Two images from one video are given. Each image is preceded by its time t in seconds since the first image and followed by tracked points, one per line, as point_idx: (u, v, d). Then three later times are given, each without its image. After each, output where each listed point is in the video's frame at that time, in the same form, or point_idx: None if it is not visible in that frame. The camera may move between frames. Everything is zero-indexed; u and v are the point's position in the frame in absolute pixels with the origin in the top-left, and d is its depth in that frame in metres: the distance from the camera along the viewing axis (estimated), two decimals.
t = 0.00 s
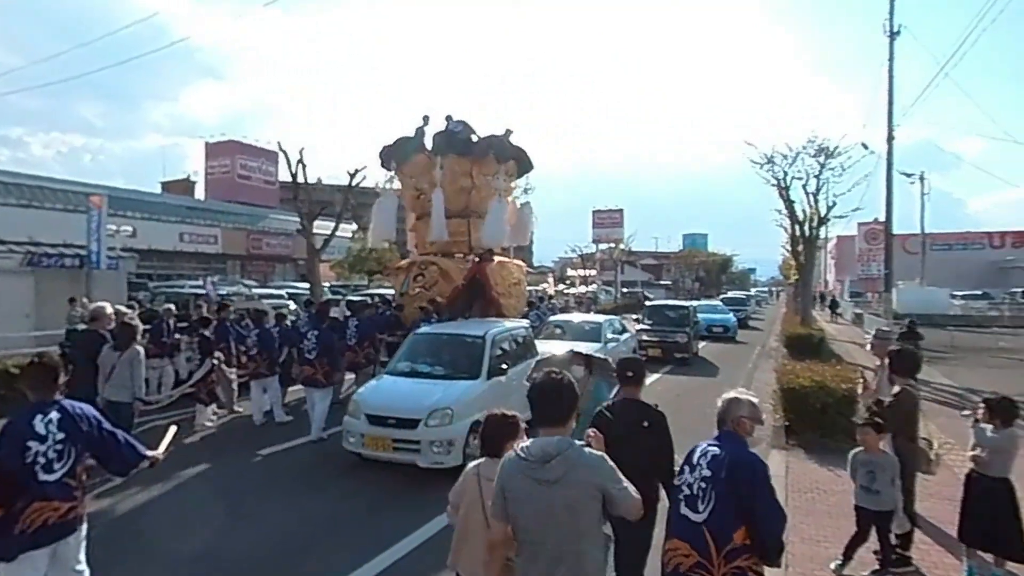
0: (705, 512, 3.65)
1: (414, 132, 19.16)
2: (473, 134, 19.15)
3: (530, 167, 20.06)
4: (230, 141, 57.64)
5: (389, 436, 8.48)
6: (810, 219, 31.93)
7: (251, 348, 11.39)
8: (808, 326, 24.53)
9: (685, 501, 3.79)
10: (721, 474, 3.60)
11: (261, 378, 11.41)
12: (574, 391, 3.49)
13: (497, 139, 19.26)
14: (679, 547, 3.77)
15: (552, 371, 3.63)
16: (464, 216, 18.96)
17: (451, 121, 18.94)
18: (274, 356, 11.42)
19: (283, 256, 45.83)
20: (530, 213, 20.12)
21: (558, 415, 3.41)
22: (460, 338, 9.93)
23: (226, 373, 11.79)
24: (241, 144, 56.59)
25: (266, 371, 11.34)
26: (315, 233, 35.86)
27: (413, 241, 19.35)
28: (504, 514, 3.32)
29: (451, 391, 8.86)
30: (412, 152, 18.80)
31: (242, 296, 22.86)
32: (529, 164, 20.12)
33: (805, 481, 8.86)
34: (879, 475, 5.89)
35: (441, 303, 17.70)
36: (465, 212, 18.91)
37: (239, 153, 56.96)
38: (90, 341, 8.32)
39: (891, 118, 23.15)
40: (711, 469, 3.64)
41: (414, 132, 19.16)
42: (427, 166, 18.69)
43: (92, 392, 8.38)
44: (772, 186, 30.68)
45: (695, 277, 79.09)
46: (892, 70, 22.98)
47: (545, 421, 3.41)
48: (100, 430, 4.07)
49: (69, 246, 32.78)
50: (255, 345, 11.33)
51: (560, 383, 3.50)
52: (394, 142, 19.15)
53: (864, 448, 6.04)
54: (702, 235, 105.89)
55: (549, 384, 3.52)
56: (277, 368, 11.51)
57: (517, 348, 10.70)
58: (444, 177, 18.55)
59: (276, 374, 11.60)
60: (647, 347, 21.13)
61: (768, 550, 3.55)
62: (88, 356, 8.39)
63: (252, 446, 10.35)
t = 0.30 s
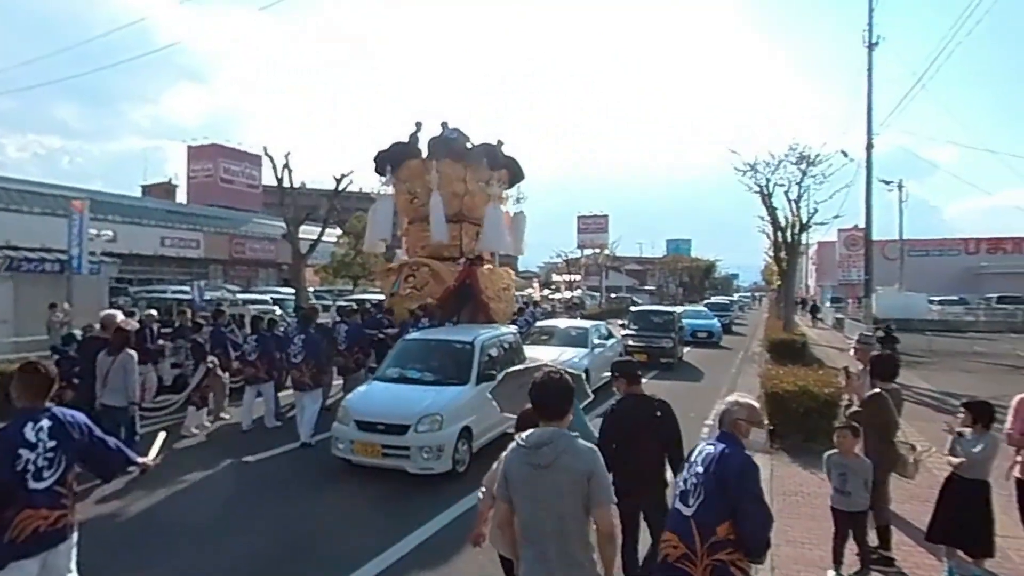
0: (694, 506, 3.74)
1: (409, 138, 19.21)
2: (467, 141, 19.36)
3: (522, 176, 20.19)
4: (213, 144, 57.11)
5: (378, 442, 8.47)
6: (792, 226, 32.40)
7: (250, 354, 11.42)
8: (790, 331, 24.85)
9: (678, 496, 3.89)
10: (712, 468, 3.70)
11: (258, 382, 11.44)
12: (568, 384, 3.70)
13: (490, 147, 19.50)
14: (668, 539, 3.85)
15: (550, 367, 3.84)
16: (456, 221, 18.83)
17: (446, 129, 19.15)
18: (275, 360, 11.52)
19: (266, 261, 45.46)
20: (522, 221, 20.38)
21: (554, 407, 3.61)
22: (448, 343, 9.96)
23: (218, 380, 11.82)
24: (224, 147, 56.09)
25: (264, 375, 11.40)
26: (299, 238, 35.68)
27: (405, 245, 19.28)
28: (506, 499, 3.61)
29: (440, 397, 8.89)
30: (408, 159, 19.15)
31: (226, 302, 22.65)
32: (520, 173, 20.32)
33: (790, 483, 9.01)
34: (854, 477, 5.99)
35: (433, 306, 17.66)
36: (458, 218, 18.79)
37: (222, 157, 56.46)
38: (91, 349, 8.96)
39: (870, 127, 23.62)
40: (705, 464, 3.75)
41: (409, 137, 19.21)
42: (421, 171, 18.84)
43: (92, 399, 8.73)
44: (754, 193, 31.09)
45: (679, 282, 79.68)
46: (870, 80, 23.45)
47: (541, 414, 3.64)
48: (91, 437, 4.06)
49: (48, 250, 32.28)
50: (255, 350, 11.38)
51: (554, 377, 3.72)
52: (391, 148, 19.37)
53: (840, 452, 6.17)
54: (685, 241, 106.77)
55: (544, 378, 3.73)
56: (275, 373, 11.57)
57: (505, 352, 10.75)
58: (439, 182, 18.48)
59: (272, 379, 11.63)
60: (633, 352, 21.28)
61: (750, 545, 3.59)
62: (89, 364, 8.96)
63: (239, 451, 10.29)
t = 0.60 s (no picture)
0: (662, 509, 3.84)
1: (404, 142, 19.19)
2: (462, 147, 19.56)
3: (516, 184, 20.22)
4: (200, 148, 56.73)
5: (368, 448, 8.44)
6: (779, 231, 32.75)
7: (248, 359, 11.62)
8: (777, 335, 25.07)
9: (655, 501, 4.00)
10: (676, 471, 3.79)
11: (259, 388, 11.64)
12: (588, 391, 3.95)
13: (485, 154, 19.56)
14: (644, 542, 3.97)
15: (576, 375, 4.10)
16: (450, 225, 18.82)
17: (442, 135, 19.19)
18: (271, 365, 11.64)
19: (254, 265, 45.15)
20: (516, 227, 20.55)
21: (573, 411, 3.87)
22: (439, 348, 9.95)
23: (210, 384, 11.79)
24: (212, 151, 55.74)
25: (263, 381, 11.56)
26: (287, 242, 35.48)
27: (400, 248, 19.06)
28: (523, 487, 3.96)
29: (431, 401, 8.88)
30: (402, 163, 19.11)
31: (213, 306, 22.46)
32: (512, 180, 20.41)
33: (780, 486, 9.09)
34: (836, 481, 6.06)
35: (425, 308, 17.74)
36: (452, 222, 18.82)
37: (209, 161, 56.08)
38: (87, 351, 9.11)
39: (855, 134, 23.97)
40: (672, 468, 3.85)
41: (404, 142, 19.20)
42: (417, 176, 18.74)
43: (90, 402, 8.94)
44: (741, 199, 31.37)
45: (667, 287, 80.10)
46: (855, 88, 23.78)
47: (560, 416, 3.92)
48: (80, 442, 4.03)
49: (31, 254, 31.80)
50: (253, 356, 11.54)
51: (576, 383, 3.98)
52: (386, 151, 19.31)
53: (824, 455, 6.25)
54: (673, 246, 107.42)
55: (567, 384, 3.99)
56: (272, 379, 11.70)
57: (496, 357, 10.78)
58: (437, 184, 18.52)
59: (269, 385, 11.78)
60: (622, 356, 21.36)
61: (710, 545, 3.62)
62: (87, 367, 9.13)
63: (227, 457, 10.20)
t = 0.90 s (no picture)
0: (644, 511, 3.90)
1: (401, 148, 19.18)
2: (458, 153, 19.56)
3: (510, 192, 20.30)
4: (187, 151, 56.28)
5: (359, 454, 8.42)
6: (766, 237, 33.01)
7: (242, 364, 11.64)
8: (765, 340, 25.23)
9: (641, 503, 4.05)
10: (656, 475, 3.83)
11: (251, 394, 11.63)
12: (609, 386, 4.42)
13: (481, 161, 19.59)
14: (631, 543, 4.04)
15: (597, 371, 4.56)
16: (446, 230, 18.72)
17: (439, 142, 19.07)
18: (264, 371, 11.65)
19: (241, 269, 44.82)
20: (511, 235, 20.54)
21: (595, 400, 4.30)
22: (430, 354, 9.93)
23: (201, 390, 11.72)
24: (199, 155, 55.33)
25: (255, 387, 11.55)
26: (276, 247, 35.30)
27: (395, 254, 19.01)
28: (541, 469, 4.32)
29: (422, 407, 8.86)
30: (398, 169, 19.04)
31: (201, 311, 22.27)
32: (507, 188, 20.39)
33: (768, 490, 9.17)
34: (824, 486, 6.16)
35: (420, 311, 17.84)
36: (447, 227, 18.71)
37: (196, 164, 55.64)
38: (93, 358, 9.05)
39: (841, 142, 24.25)
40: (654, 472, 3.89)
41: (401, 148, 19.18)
42: (412, 181, 18.70)
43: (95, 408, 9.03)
44: (730, 205, 31.62)
45: (656, 292, 80.36)
46: (841, 96, 24.07)
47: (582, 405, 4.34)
48: (69, 447, 4.00)
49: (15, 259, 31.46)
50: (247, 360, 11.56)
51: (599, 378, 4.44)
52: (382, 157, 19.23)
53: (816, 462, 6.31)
54: (662, 251, 107.91)
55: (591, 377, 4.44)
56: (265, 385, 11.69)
57: (487, 362, 10.79)
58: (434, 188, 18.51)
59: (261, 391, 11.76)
60: (612, 361, 21.42)
61: (690, 548, 3.66)
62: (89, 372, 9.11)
63: (217, 463, 10.13)
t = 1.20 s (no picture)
0: (642, 520, 3.84)
1: (398, 154, 19.25)
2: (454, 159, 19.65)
3: (503, 200, 20.41)
4: (177, 155, 55.98)
5: (351, 459, 8.39)
6: (756, 242, 33.26)
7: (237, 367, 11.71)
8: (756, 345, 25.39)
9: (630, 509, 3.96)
10: (661, 485, 3.79)
11: (245, 398, 11.59)
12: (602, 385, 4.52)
13: (478, 169, 19.66)
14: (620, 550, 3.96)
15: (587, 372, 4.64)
16: (442, 234, 18.75)
17: (435, 148, 19.17)
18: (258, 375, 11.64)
19: (231, 274, 44.57)
20: (505, 242, 20.61)
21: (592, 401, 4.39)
22: (422, 359, 9.93)
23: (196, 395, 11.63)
24: (189, 159, 55.05)
25: (249, 390, 11.53)
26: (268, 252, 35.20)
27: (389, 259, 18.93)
28: (545, 472, 4.40)
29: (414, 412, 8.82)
30: (394, 174, 19.08)
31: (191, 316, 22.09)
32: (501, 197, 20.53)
33: (759, 495, 9.22)
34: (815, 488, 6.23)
35: (415, 314, 17.92)
36: (443, 231, 18.75)
37: (186, 168, 55.34)
38: (95, 360, 9.06)
39: (830, 149, 24.53)
40: (656, 481, 3.82)
41: (397, 154, 19.25)
42: (409, 186, 18.71)
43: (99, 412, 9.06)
44: (721, 211, 31.86)
45: (647, 297, 80.66)
46: (830, 103, 24.36)
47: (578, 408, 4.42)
48: (61, 454, 3.96)
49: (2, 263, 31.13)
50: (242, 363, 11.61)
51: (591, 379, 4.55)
52: (378, 162, 19.25)
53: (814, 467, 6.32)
54: (653, 256, 108.37)
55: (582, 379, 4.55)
56: (259, 389, 11.66)
57: (479, 367, 10.79)
58: (430, 194, 18.62)
59: (255, 395, 11.72)
60: (604, 366, 21.47)
61: (697, 558, 3.69)
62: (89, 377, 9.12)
63: (208, 468, 10.07)
